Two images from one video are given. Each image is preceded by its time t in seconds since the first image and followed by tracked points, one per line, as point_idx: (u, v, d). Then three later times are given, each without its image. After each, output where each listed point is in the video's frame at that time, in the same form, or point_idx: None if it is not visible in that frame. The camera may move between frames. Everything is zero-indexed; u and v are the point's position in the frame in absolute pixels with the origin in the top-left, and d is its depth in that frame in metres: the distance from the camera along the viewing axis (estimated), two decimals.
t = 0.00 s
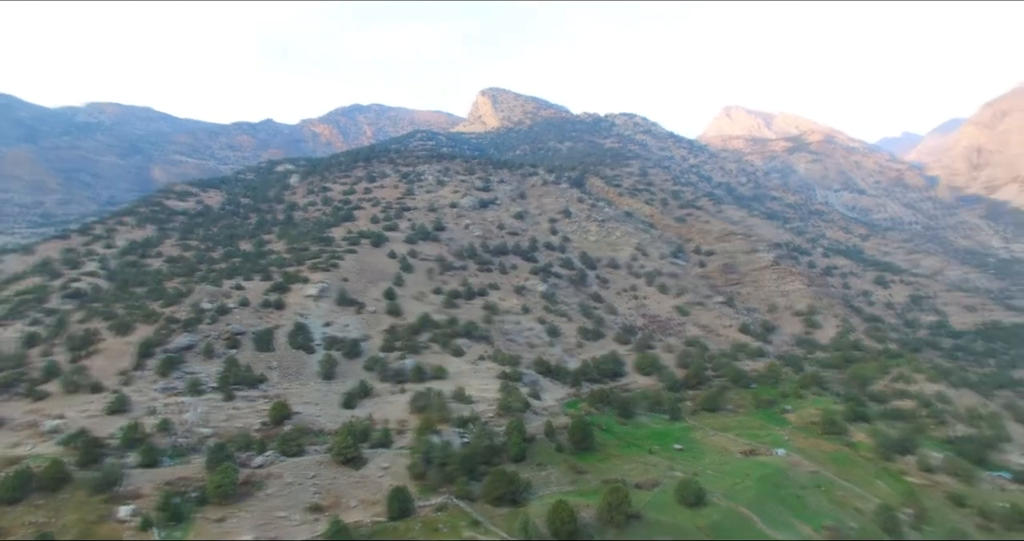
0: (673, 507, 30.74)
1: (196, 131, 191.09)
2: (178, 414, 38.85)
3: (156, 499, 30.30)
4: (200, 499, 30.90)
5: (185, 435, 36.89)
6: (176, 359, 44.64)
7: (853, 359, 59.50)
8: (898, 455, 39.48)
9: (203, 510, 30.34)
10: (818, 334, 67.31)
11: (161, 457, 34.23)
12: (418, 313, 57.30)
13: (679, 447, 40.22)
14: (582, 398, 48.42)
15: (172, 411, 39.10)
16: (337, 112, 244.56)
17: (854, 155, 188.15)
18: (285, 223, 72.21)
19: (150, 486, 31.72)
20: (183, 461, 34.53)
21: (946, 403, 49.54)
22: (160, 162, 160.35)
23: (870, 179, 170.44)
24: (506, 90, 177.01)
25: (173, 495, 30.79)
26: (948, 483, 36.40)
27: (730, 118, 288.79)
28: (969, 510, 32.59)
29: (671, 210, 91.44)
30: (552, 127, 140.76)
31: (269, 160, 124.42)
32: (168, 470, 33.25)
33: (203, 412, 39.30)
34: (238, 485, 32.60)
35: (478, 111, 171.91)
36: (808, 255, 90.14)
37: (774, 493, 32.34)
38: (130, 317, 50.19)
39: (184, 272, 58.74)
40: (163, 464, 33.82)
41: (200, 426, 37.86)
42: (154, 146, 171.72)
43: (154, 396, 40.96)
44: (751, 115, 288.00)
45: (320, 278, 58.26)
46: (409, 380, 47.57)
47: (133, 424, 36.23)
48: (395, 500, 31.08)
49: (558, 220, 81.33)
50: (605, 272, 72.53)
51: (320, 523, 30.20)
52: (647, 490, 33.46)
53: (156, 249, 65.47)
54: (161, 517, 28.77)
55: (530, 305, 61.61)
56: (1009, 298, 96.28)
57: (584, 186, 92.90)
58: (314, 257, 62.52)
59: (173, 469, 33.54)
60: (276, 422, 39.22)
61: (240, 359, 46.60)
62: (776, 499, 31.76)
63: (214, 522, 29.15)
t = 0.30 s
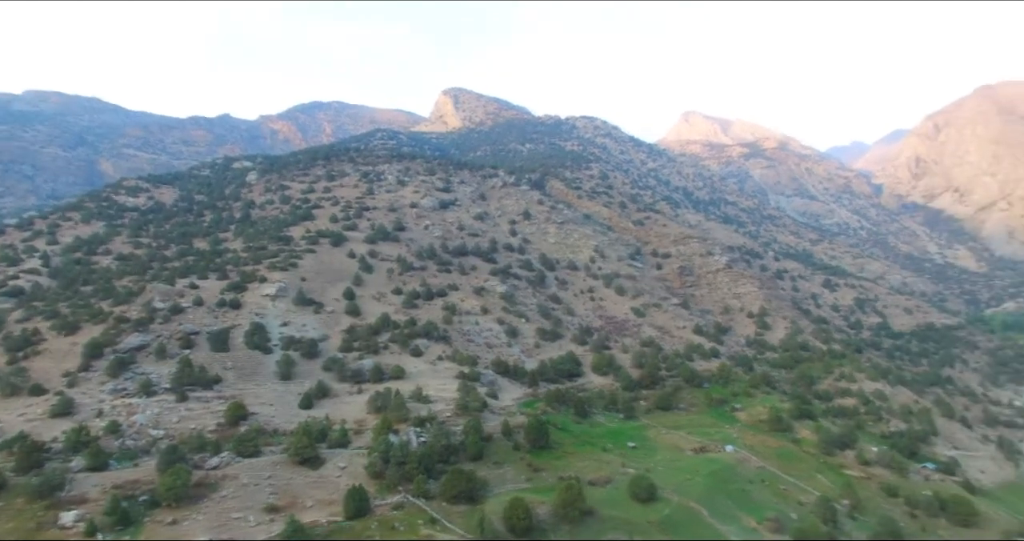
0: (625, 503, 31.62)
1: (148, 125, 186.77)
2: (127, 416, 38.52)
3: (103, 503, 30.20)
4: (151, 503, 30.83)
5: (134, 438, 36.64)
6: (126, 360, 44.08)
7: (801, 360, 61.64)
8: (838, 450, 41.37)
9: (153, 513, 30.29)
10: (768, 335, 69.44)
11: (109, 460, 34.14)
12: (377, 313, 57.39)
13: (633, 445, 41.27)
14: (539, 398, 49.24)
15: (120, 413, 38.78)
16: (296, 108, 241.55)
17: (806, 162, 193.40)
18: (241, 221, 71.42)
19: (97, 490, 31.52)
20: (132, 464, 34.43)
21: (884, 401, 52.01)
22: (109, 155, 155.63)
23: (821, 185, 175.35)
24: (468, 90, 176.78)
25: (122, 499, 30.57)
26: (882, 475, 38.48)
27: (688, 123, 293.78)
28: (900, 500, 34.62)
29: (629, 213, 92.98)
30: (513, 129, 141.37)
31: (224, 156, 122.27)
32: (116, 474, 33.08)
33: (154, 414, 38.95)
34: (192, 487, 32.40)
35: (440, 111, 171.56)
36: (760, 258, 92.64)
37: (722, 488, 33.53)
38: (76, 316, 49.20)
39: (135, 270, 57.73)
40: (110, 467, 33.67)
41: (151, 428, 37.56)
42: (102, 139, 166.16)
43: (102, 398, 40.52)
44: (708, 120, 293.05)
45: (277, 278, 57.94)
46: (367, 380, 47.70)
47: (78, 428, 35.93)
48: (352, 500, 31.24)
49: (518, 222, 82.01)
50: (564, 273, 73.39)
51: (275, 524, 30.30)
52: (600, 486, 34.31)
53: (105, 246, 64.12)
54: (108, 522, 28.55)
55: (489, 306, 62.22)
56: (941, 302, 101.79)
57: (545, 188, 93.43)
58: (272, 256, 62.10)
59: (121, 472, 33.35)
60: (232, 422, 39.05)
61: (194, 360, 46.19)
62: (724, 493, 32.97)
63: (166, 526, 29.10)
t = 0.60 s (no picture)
0: (574, 500, 32.25)
1: (86, 112, 177.83)
2: (63, 420, 37.61)
3: (31, 513, 30.13)
4: (87, 510, 30.41)
5: (68, 442, 36.29)
6: (62, 361, 42.91)
7: (745, 360, 63.59)
8: (777, 446, 43.16)
9: (90, 520, 29.87)
10: (715, 337, 71.37)
11: (41, 466, 34.16)
12: (328, 314, 57.00)
13: (582, 444, 42.06)
14: (490, 398, 49.77)
15: (54, 418, 37.84)
16: (248, 102, 237.14)
17: (755, 168, 198.46)
18: (188, 218, 69.92)
19: (27, 498, 31.42)
20: (65, 470, 34.43)
21: (822, 401, 54.15)
22: (42, 144, 142.69)
23: (768, 192, 180.22)
24: (424, 89, 175.67)
25: (54, 507, 30.33)
26: (816, 469, 40.46)
27: (642, 128, 298.03)
28: (832, 492, 36.64)
29: (582, 216, 94.12)
30: (468, 130, 141.36)
31: (171, 151, 119.05)
32: (46, 481, 33.00)
33: (92, 418, 38.14)
34: (133, 492, 31.86)
35: (396, 110, 170.20)
36: (709, 262, 94.87)
37: (668, 484, 34.51)
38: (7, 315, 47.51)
39: (72, 268, 56.02)
40: (41, 474, 33.74)
41: (87, 432, 37.09)
42: (31, 126, 151.26)
43: (35, 401, 39.38)
44: (661, 125, 297.51)
45: (226, 277, 57.11)
46: (318, 380, 47.45)
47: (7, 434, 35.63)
48: (302, 500, 31.20)
49: (472, 223, 82.24)
50: (517, 275, 73.91)
51: (222, 526, 30.07)
52: (550, 485, 34.91)
53: (39, 241, 61.84)
54: (41, 531, 28.08)
55: (442, 306, 62.40)
56: (876, 305, 106.38)
57: (499, 190, 93.68)
58: (220, 255, 61.16)
59: (54, 479, 33.22)
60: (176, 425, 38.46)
61: (137, 361, 45.26)
62: (669, 489, 33.96)
63: (105, 533, 28.72)
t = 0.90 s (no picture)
0: (521, 497, 32.78)
1: (14, 99, 167.08)
2: None
3: None
4: (14, 519, 29.90)
5: None
6: None
7: (691, 361, 65.31)
8: (719, 443, 44.68)
9: (17, 529, 29.38)
10: (662, 338, 73.00)
11: None
12: (276, 313, 56.29)
13: (531, 443, 42.67)
14: (440, 398, 50.02)
15: None
16: (193, 95, 231.13)
17: (703, 174, 202.88)
18: (128, 214, 68.00)
19: None
20: None
21: (762, 400, 56.06)
22: None
23: (715, 197, 184.53)
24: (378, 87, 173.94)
25: None
26: (755, 465, 42.13)
27: (594, 131, 301.30)
28: (769, 486, 38.29)
29: (533, 218, 94.96)
30: (421, 130, 140.91)
31: (111, 142, 115.27)
32: None
33: (21, 422, 37.06)
34: (66, 498, 31.39)
35: (348, 108, 167.74)
36: (658, 264, 96.83)
37: (614, 481, 35.34)
38: None
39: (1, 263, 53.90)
40: None
41: (16, 437, 35.92)
42: None
43: None
44: (613, 130, 301.15)
45: (169, 275, 55.93)
46: (266, 381, 46.91)
47: None
48: (248, 502, 30.99)
49: (424, 223, 82.19)
50: (468, 275, 74.18)
51: (163, 530, 29.67)
52: (498, 483, 35.38)
53: None
54: None
55: (392, 307, 62.28)
56: (814, 308, 110.30)
57: (452, 190, 93.65)
58: (163, 252, 59.81)
59: None
60: (114, 427, 37.59)
61: (72, 362, 44.08)
62: (615, 485, 34.82)
63: None
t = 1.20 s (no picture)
0: (476, 495, 33.11)
1: None
2: None
3: None
4: None
5: None
6: None
7: (646, 361, 66.56)
8: (671, 441, 45.77)
9: None
10: (618, 339, 74.16)
11: None
12: (231, 313, 55.48)
13: (487, 442, 43.00)
14: (397, 399, 50.04)
15: None
16: (142, 86, 223.45)
17: (661, 178, 205.87)
18: (72, 209, 65.94)
19: None
20: None
21: (715, 399, 57.48)
22: None
23: (673, 201, 187.37)
24: (338, 85, 172.25)
25: None
26: (706, 462, 43.37)
27: (555, 134, 302.71)
28: (719, 482, 39.48)
29: (493, 219, 95.31)
30: (382, 129, 140.15)
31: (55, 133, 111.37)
32: None
33: None
34: None
35: (306, 104, 165.95)
36: (615, 266, 98.15)
37: (568, 478, 35.90)
38: None
39: None
40: None
41: None
42: None
43: None
44: (574, 132, 303.21)
45: (117, 274, 54.68)
46: (219, 381, 46.31)
47: None
48: (200, 503, 30.72)
49: (383, 223, 81.82)
50: (426, 276, 74.18)
51: (108, 535, 29.21)
52: (454, 481, 35.63)
53: None
54: None
55: (350, 307, 61.95)
56: (767, 310, 113.13)
57: (412, 190, 93.39)
58: (111, 250, 58.40)
59: None
60: (55, 431, 36.80)
61: (10, 364, 42.90)
62: (569, 483, 35.39)
63: None
